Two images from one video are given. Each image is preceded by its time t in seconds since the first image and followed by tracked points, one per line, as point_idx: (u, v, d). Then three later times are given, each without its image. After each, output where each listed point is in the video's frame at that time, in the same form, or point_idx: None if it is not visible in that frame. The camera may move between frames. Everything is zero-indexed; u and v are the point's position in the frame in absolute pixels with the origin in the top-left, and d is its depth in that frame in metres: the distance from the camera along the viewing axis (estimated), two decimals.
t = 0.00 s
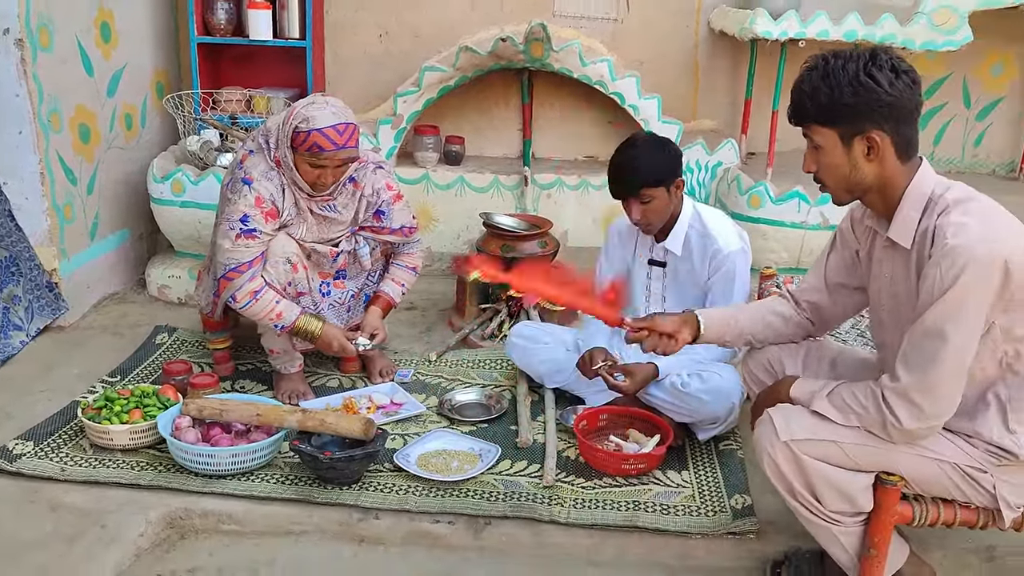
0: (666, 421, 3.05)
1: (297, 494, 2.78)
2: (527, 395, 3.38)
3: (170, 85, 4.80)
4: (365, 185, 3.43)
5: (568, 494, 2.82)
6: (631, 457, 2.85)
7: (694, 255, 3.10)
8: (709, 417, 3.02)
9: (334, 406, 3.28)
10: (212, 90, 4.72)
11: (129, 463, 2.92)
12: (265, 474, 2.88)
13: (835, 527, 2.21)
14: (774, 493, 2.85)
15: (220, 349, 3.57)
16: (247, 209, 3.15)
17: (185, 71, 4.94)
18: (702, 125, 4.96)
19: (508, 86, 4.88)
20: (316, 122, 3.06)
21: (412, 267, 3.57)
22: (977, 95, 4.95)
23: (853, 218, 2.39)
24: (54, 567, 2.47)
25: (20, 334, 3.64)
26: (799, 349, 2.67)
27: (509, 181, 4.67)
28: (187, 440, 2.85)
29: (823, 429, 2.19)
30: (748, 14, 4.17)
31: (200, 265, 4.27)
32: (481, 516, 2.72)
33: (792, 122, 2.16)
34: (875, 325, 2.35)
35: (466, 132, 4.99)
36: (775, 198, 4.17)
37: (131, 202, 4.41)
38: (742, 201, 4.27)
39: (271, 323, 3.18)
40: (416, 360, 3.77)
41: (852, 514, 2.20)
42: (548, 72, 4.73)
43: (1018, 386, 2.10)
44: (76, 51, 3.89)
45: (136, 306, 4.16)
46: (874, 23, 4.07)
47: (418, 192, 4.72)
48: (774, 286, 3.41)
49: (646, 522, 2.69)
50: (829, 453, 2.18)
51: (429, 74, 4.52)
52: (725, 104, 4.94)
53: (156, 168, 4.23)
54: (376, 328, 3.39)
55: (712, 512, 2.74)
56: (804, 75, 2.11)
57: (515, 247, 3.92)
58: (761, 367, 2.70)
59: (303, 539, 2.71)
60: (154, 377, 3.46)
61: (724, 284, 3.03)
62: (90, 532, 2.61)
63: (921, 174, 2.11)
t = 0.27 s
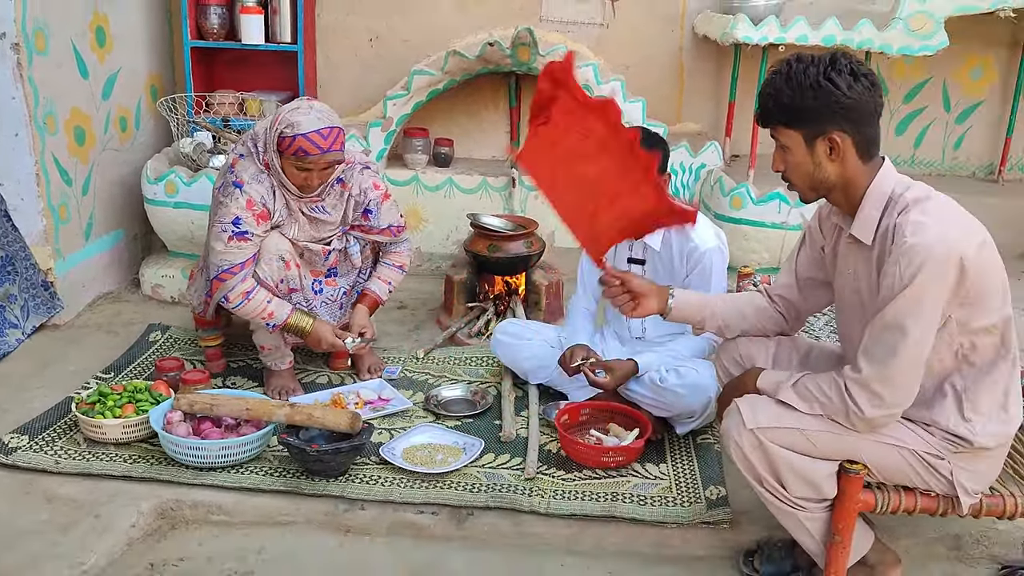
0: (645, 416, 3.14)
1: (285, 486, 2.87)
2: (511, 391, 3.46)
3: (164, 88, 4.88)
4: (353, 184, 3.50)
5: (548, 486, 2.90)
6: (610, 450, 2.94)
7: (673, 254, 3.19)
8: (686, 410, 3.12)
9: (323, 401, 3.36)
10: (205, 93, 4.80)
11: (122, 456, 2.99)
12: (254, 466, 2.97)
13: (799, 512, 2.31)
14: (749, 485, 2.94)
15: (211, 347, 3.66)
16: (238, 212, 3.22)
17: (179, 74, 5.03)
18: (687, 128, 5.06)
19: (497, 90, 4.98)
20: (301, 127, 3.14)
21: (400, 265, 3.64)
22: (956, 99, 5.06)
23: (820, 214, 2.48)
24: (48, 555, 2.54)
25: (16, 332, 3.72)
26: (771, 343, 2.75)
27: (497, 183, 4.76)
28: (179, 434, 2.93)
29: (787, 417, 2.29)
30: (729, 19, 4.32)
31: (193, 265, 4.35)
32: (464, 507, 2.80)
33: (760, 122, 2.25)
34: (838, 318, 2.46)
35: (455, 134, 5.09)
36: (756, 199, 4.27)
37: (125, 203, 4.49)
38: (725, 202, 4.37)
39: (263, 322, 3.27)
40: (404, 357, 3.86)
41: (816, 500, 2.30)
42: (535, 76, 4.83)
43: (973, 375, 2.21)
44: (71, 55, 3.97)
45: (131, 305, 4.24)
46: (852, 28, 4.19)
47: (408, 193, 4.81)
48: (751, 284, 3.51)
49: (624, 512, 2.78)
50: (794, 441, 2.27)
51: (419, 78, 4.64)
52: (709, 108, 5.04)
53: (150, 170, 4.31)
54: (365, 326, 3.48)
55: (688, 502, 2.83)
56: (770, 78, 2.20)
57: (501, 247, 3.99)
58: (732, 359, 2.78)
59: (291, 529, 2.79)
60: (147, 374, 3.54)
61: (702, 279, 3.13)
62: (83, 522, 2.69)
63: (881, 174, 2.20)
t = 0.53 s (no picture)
0: (628, 411, 3.21)
1: (277, 479, 2.94)
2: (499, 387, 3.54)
3: (158, 92, 4.96)
4: (339, 179, 3.55)
5: (533, 479, 2.98)
6: (593, 444, 3.02)
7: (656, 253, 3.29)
8: (666, 406, 3.20)
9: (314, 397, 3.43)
10: (199, 96, 4.88)
11: (117, 450, 3.07)
12: (246, 460, 3.04)
13: (773, 501, 2.39)
14: (728, 478, 3.02)
15: (205, 345, 3.74)
16: (221, 216, 3.33)
17: (174, 78, 5.10)
18: (674, 131, 5.15)
19: (487, 93, 5.06)
20: (280, 126, 3.22)
21: (395, 250, 3.72)
22: (937, 103, 5.17)
23: (797, 216, 2.56)
24: (45, 546, 2.61)
25: (13, 331, 3.78)
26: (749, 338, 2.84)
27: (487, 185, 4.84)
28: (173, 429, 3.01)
29: (761, 410, 2.37)
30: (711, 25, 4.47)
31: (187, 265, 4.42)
32: (450, 499, 2.88)
33: (733, 128, 2.34)
34: (815, 314, 2.53)
35: (445, 137, 5.17)
36: (740, 201, 4.36)
37: (120, 204, 4.56)
38: (709, 204, 4.46)
39: (248, 323, 3.35)
40: (394, 355, 3.94)
41: (790, 490, 2.38)
42: (524, 80, 4.92)
43: (940, 369, 2.29)
44: (68, 59, 4.05)
45: (125, 305, 4.31)
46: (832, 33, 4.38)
47: (399, 195, 4.89)
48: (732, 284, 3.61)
49: (606, 504, 2.85)
50: (768, 432, 2.35)
51: (409, 82, 4.70)
52: (695, 111, 5.13)
53: (145, 172, 4.39)
54: (364, 312, 3.59)
55: (669, 495, 2.90)
56: (740, 84, 2.30)
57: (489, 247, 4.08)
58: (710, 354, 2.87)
59: (282, 521, 2.86)
60: (141, 371, 3.61)
61: (683, 276, 3.22)
62: (79, 514, 2.76)
63: (851, 174, 2.28)
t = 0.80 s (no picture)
0: (615, 409, 3.28)
1: (271, 477, 3.00)
2: (489, 387, 3.61)
3: (153, 97, 5.01)
4: (323, 179, 3.61)
5: (522, 476, 3.05)
6: (581, 442, 3.08)
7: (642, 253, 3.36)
8: (652, 405, 3.27)
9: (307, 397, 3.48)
10: (193, 101, 4.94)
11: (114, 450, 3.12)
12: (241, 459, 3.10)
13: (754, 495, 2.46)
14: (712, 475, 3.09)
15: (200, 346, 3.77)
16: (207, 221, 3.40)
17: (169, 83, 5.16)
18: (662, 135, 5.23)
19: (478, 99, 5.14)
20: (258, 125, 3.27)
21: (382, 247, 3.76)
22: (921, 107, 5.26)
23: (775, 219, 2.64)
24: (43, 542, 2.67)
25: (10, 333, 3.83)
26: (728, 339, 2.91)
27: (478, 189, 4.91)
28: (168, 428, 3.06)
29: (742, 405, 2.44)
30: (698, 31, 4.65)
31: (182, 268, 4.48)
32: (441, 496, 2.94)
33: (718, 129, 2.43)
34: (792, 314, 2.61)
35: (437, 142, 5.24)
36: (726, 204, 4.44)
37: (116, 208, 4.62)
38: (696, 207, 4.54)
39: (241, 322, 3.41)
40: (386, 356, 4.00)
41: (770, 484, 2.45)
42: (514, 85, 5.00)
43: (914, 367, 2.37)
44: (64, 65, 4.11)
45: (121, 308, 4.37)
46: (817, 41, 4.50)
47: (391, 198, 4.96)
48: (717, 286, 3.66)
49: (593, 499, 2.92)
50: (748, 427, 2.42)
51: (401, 88, 4.77)
52: (683, 116, 5.21)
53: (140, 176, 4.44)
54: (351, 310, 3.62)
55: (654, 491, 2.97)
56: (725, 87, 2.38)
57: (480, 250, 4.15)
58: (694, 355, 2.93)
59: (276, 518, 2.93)
60: (137, 372, 3.67)
61: (669, 277, 3.28)
62: (76, 511, 2.81)
63: (829, 178, 2.36)
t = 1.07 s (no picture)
0: (606, 409, 3.34)
1: (266, 475, 3.04)
2: (481, 387, 3.66)
3: (147, 101, 5.05)
4: (309, 176, 3.62)
5: (513, 474, 3.10)
6: (572, 440, 3.13)
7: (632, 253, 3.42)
8: (642, 403, 3.32)
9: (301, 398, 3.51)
10: (187, 105, 4.98)
11: (110, 450, 3.16)
12: (235, 458, 3.14)
13: (739, 491, 2.51)
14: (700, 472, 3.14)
15: (194, 348, 3.80)
16: (196, 230, 3.46)
17: (162, 87, 5.20)
18: (652, 139, 5.30)
19: (469, 103, 5.19)
20: (242, 130, 3.30)
21: (366, 245, 3.73)
22: (907, 111, 5.34)
23: (755, 221, 2.69)
24: (40, 540, 2.70)
25: (5, 335, 3.85)
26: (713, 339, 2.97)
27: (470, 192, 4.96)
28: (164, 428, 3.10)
29: (726, 404, 2.50)
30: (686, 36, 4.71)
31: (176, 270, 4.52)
32: (434, 494, 2.99)
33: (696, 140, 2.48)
34: (774, 315, 2.67)
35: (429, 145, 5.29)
36: (715, 207, 4.51)
37: (110, 211, 4.65)
38: (685, 209, 4.61)
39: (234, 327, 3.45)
40: (379, 357, 4.04)
41: (756, 481, 2.50)
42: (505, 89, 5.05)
43: (893, 365, 2.43)
44: (59, 69, 4.14)
45: (116, 310, 4.40)
46: (803, 45, 4.56)
47: (383, 202, 5.01)
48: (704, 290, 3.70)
49: (583, 496, 2.97)
50: (733, 426, 2.48)
51: (394, 92, 4.84)
52: (672, 119, 5.28)
53: (134, 179, 4.46)
54: (337, 311, 3.65)
55: (643, 488, 3.02)
56: (701, 98, 2.43)
57: (472, 252, 4.20)
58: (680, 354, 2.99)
59: (271, 516, 2.97)
60: (132, 373, 3.70)
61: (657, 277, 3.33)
62: (73, 510, 2.85)
63: (807, 183, 2.42)
